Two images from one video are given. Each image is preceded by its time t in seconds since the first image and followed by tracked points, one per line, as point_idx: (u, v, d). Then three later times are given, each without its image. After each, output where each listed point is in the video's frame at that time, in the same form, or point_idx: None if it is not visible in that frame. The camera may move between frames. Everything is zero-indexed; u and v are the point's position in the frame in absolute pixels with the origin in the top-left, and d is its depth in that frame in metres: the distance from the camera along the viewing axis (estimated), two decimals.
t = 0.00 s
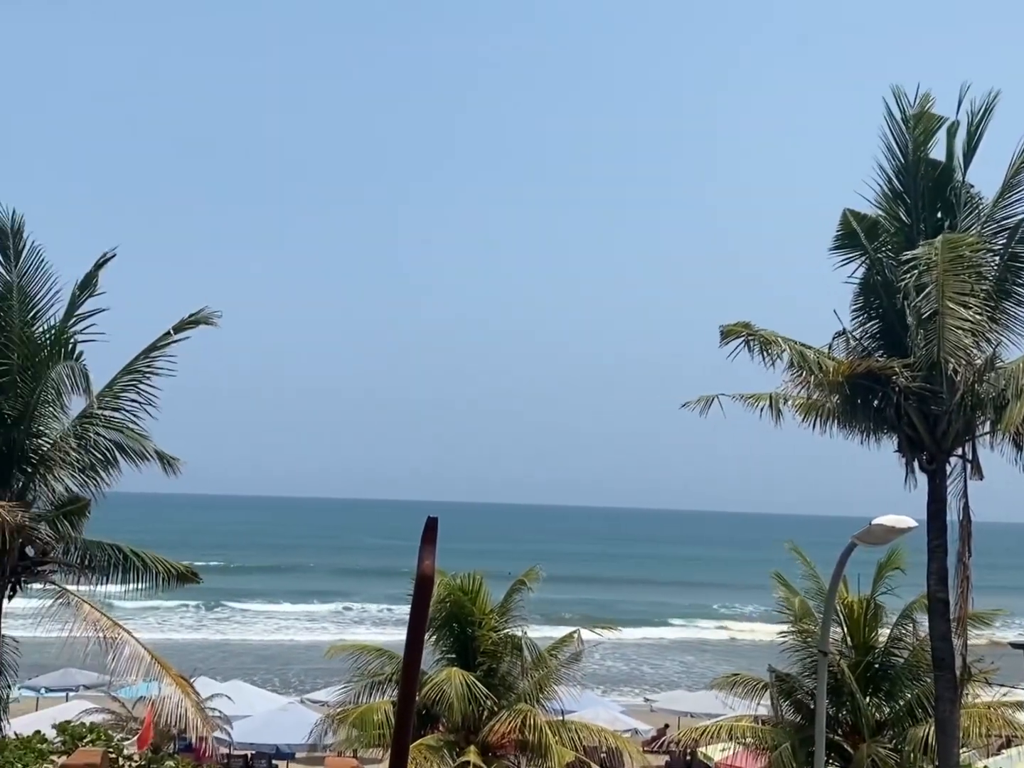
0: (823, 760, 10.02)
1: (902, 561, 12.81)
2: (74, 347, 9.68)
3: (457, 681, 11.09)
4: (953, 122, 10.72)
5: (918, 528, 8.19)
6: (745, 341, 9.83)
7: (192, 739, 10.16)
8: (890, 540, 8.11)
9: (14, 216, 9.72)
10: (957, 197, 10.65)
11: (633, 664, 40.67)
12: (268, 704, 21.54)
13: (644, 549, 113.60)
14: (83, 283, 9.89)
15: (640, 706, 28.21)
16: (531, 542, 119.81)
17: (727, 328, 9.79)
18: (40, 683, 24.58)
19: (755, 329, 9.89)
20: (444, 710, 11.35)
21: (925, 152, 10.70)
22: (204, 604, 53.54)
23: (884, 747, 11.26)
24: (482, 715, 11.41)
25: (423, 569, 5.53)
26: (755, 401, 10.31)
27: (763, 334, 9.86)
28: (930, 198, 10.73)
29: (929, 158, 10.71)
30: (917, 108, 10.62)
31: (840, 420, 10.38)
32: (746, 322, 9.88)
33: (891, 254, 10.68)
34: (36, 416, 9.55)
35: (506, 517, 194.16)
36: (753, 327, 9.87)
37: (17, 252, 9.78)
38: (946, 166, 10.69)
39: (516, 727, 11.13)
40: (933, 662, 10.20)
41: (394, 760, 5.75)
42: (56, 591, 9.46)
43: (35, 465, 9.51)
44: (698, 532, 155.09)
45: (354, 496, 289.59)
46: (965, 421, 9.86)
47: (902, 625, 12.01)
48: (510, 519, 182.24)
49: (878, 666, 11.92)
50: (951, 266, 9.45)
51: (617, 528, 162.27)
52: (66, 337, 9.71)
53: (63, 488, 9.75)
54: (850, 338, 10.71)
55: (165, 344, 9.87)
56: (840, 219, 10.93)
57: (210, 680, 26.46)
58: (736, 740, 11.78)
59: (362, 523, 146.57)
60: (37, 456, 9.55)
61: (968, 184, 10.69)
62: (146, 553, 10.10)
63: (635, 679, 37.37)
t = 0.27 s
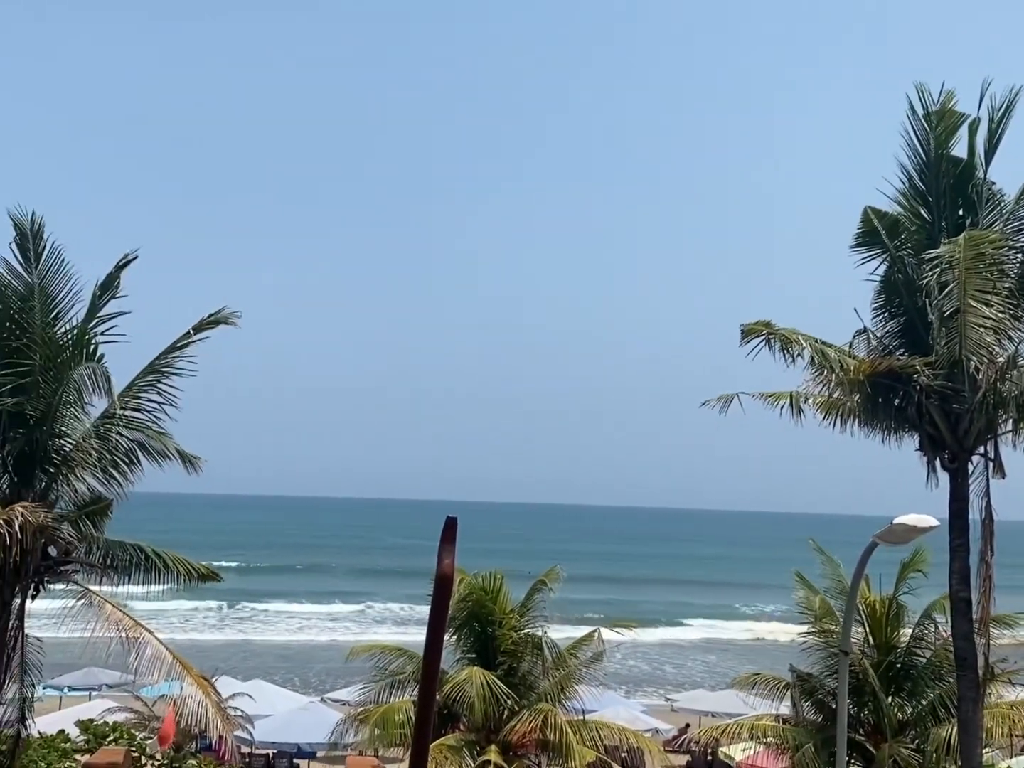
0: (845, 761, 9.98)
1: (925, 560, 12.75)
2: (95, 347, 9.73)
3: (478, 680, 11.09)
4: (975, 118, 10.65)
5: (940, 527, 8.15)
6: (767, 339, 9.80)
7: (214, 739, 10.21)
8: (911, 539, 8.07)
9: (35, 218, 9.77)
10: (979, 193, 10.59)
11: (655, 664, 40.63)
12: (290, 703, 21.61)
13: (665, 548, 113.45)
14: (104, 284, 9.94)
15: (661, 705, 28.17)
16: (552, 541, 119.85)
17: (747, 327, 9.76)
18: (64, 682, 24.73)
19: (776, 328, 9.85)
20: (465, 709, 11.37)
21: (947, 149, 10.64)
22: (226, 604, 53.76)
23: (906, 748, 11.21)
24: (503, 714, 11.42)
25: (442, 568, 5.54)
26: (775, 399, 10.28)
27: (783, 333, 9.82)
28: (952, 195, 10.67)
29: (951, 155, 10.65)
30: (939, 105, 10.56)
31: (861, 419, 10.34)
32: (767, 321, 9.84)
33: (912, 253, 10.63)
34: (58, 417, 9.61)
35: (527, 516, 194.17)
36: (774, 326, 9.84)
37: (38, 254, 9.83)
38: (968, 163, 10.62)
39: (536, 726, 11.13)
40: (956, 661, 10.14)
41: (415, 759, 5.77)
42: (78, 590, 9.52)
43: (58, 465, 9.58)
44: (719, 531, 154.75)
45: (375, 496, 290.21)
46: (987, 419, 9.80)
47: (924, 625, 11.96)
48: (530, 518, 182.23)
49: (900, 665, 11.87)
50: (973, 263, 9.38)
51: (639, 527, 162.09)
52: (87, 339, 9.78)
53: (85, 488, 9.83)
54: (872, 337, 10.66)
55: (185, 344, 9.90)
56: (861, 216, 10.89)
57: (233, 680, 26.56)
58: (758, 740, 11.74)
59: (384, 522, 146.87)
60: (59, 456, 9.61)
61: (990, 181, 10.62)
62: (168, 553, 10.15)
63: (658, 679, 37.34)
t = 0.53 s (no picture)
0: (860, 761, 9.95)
1: (941, 560, 12.71)
2: (108, 349, 9.77)
3: (492, 681, 11.09)
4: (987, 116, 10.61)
5: (954, 526, 8.12)
6: (779, 338, 9.78)
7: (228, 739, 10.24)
8: (925, 539, 8.05)
9: (47, 220, 9.80)
10: (992, 192, 10.55)
11: (670, 664, 40.61)
12: (304, 704, 21.64)
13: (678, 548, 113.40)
14: (117, 286, 9.98)
15: (675, 705, 28.15)
16: (565, 542, 119.89)
17: (759, 326, 9.74)
18: (79, 683, 24.81)
19: (788, 327, 9.84)
20: (478, 710, 11.37)
21: (960, 148, 10.60)
22: (241, 605, 53.91)
23: (920, 748, 11.17)
24: (516, 714, 11.42)
25: (454, 570, 5.54)
26: (788, 399, 10.26)
27: (796, 332, 9.80)
28: (964, 195, 10.63)
29: (963, 154, 10.61)
30: (951, 103, 10.53)
31: (875, 418, 10.32)
32: (779, 320, 9.83)
33: (925, 252, 10.60)
34: (72, 418, 9.66)
35: (539, 516, 194.17)
36: (786, 325, 9.82)
37: (50, 256, 9.87)
38: (981, 161, 10.58)
39: (550, 727, 11.11)
40: (971, 661, 10.09)
41: (428, 759, 5.77)
42: (93, 592, 9.56)
43: (72, 467, 9.62)
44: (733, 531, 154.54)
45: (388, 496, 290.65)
46: (1001, 418, 9.77)
47: (939, 624, 11.93)
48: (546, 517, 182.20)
49: (915, 665, 11.83)
50: (986, 262, 9.36)
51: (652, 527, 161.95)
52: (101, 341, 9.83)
53: (99, 490, 9.87)
54: (885, 336, 10.64)
55: (198, 345, 9.94)
56: (873, 216, 10.85)
57: (248, 681, 26.63)
58: (772, 740, 11.73)
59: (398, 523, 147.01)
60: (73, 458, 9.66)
61: (1003, 179, 10.58)
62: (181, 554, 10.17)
63: (672, 680, 37.32)
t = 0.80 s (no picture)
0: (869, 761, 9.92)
1: (951, 559, 12.67)
2: (116, 352, 9.79)
3: (500, 683, 11.09)
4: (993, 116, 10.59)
5: (962, 525, 8.10)
6: (785, 338, 9.76)
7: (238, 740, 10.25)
8: (933, 540, 8.02)
9: (52, 223, 9.83)
10: (999, 192, 10.53)
11: (678, 665, 40.63)
12: (312, 705, 21.68)
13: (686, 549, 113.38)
14: (125, 288, 10.00)
15: (685, 706, 28.12)
16: (573, 543, 119.94)
17: (766, 325, 9.73)
18: (88, 685, 24.87)
19: (794, 327, 9.82)
20: (486, 712, 11.37)
21: (965, 147, 10.57)
22: (249, 607, 53.99)
23: (930, 749, 11.14)
24: (525, 715, 11.41)
25: (462, 571, 5.55)
26: (795, 399, 10.24)
27: (802, 332, 9.79)
28: (971, 194, 10.61)
29: (969, 154, 10.59)
30: (956, 103, 10.51)
31: (882, 418, 10.29)
32: (785, 319, 9.81)
33: (932, 251, 10.57)
34: (80, 421, 9.69)
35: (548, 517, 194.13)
36: (792, 325, 9.81)
37: (56, 260, 9.90)
38: (987, 160, 10.56)
39: (558, 728, 11.11)
40: (980, 662, 10.04)
41: (436, 761, 5.77)
42: (102, 594, 9.57)
43: (80, 470, 9.65)
44: (741, 531, 154.55)
45: (395, 498, 290.91)
46: (1010, 418, 9.74)
47: (949, 625, 11.90)
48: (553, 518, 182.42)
49: (924, 665, 11.81)
50: (993, 261, 9.34)
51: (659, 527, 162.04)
52: (108, 343, 9.86)
53: (108, 492, 9.90)
54: (892, 336, 10.62)
55: (205, 347, 9.95)
56: (880, 215, 10.82)
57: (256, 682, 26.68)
58: (781, 740, 11.71)
59: (405, 524, 147.15)
60: (82, 460, 9.69)
61: (1010, 178, 10.56)
62: (190, 556, 10.18)
63: (683, 681, 37.26)
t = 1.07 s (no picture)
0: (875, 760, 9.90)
1: (955, 558, 12.66)
2: (119, 355, 9.81)
3: (505, 684, 11.09)
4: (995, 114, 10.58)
5: (967, 525, 8.09)
6: (788, 338, 9.75)
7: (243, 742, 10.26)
8: (938, 539, 8.01)
9: (55, 226, 9.85)
10: (1002, 191, 10.52)
11: (684, 666, 40.65)
12: (317, 707, 21.69)
13: (691, 550, 113.39)
14: (128, 291, 10.02)
15: (689, 707, 28.12)
16: (577, 544, 120.00)
17: (768, 326, 9.72)
18: (93, 688, 24.90)
19: (797, 327, 9.81)
20: (491, 713, 11.37)
21: (967, 146, 10.57)
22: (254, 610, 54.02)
23: (935, 749, 11.12)
24: (530, 717, 11.40)
25: (465, 572, 5.55)
26: (799, 399, 10.23)
27: (805, 332, 9.78)
28: (974, 193, 10.61)
29: (971, 152, 10.58)
30: (956, 102, 10.50)
31: (886, 418, 10.28)
32: (788, 320, 9.80)
33: (935, 250, 10.56)
34: (84, 424, 9.69)
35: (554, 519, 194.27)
36: (795, 325, 9.80)
37: (59, 263, 9.92)
38: (989, 159, 10.55)
39: (564, 728, 11.12)
40: (985, 661, 10.02)
41: (442, 763, 5.78)
42: (106, 596, 9.58)
43: (85, 472, 9.67)
44: (745, 532, 154.55)
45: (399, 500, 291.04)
46: (1014, 418, 9.72)
47: (953, 625, 11.90)
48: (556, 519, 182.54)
49: (929, 665, 11.80)
50: (996, 260, 9.33)
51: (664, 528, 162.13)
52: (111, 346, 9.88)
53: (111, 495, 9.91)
54: (895, 335, 10.62)
55: (208, 349, 9.96)
56: (883, 215, 10.80)
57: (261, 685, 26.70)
58: (786, 741, 11.70)
59: (410, 526, 147.05)
60: (86, 464, 9.71)
61: (1012, 177, 10.56)
62: (195, 558, 10.18)
63: (689, 682, 37.27)
